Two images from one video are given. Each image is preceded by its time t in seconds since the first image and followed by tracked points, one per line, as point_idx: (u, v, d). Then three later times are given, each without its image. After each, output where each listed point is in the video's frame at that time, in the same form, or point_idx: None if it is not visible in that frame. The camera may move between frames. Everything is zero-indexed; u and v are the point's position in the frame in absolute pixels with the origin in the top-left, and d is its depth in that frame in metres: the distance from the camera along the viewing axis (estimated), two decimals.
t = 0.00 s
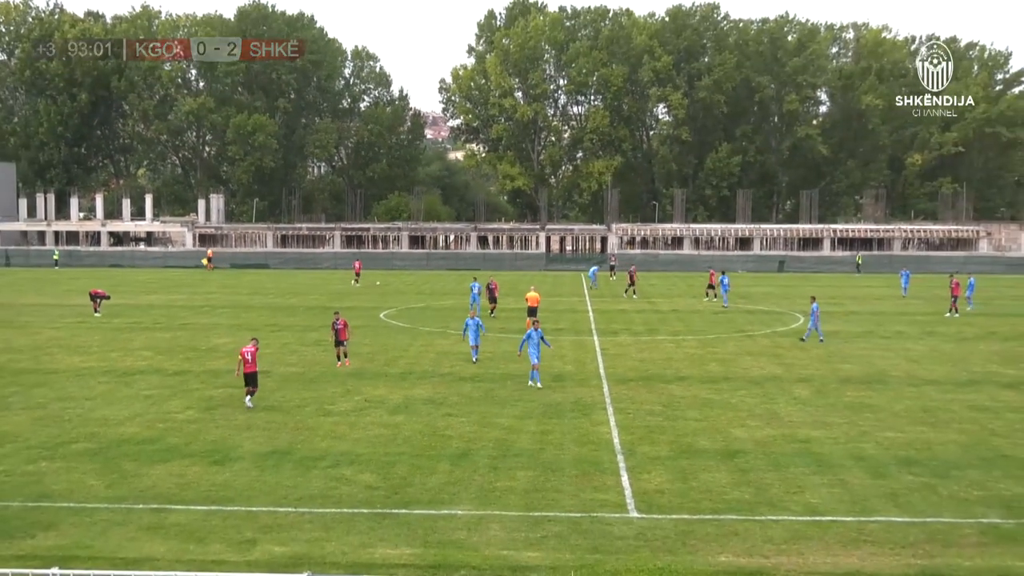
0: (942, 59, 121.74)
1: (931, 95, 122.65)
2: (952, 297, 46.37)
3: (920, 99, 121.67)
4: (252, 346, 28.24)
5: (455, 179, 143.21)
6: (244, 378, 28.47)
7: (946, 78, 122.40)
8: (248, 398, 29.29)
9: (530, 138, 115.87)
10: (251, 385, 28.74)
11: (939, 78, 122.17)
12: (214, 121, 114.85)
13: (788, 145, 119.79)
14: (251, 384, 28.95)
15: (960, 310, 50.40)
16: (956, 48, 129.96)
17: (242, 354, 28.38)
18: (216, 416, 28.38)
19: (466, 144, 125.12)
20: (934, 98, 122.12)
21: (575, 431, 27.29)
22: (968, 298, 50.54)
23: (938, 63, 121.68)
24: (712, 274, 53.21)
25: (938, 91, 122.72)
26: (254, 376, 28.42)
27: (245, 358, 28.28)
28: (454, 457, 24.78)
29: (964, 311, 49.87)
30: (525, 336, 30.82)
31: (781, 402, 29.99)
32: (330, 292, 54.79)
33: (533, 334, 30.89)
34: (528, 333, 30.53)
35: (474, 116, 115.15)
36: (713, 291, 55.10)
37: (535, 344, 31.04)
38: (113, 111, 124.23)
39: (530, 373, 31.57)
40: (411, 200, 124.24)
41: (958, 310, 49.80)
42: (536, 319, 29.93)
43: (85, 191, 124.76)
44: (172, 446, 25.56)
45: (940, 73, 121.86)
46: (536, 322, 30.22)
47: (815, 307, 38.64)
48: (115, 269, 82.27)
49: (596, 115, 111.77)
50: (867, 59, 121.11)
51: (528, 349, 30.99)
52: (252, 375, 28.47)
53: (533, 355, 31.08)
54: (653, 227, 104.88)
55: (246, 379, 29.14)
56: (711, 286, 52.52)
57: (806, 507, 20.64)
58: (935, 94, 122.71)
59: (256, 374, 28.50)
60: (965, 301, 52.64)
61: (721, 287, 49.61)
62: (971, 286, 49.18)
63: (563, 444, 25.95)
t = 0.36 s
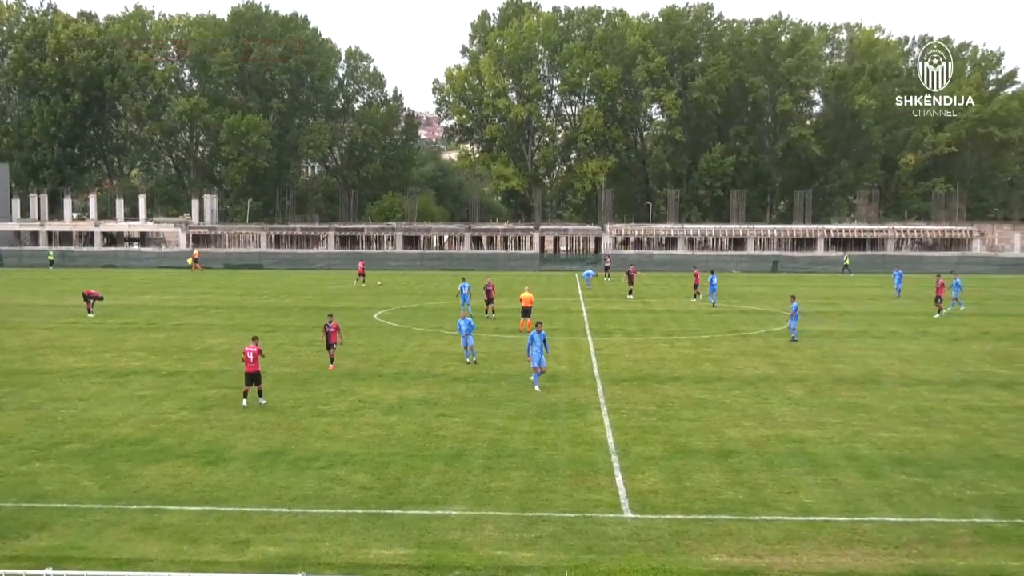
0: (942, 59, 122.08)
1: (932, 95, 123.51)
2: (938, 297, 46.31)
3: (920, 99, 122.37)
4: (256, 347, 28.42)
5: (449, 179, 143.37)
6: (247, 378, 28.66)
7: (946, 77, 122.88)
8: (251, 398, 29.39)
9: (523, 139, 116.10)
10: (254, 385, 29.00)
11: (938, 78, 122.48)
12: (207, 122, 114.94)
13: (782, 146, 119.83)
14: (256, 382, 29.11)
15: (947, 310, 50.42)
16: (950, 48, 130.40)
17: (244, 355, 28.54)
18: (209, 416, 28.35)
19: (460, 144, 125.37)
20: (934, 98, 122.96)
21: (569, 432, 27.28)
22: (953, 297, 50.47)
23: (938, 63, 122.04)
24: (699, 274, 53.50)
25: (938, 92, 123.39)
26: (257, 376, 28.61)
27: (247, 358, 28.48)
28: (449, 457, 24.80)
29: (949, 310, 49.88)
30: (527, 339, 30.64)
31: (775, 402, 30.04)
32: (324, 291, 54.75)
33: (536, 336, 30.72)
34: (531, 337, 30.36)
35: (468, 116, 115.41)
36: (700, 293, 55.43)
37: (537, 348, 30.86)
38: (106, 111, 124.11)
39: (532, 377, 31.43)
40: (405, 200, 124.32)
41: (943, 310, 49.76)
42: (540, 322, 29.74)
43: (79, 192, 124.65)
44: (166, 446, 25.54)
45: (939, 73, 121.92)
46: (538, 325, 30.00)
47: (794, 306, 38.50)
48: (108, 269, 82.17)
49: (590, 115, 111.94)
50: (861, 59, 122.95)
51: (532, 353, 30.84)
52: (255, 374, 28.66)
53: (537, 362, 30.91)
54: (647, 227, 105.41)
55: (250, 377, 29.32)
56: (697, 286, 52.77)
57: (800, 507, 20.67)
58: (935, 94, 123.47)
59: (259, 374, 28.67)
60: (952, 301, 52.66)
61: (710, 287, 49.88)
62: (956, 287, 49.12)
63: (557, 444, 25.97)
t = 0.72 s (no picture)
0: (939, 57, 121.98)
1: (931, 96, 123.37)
2: (932, 297, 46.32)
3: (921, 99, 122.83)
4: (266, 344, 28.79)
5: (450, 179, 143.60)
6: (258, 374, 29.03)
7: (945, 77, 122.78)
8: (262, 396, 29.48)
9: (525, 138, 116.14)
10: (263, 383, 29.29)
11: (938, 79, 123.93)
12: (209, 122, 115.12)
13: (783, 145, 119.82)
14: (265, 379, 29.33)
15: (943, 309, 50.45)
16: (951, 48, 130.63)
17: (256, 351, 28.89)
18: (210, 416, 28.33)
19: (461, 144, 125.43)
20: (935, 98, 123.40)
21: (570, 432, 27.27)
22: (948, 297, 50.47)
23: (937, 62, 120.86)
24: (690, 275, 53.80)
25: (937, 93, 123.48)
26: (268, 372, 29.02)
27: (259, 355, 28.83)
28: (450, 457, 24.79)
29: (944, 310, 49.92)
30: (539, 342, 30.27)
31: (776, 402, 30.05)
32: (325, 291, 54.77)
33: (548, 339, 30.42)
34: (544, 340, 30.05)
35: (469, 116, 115.55)
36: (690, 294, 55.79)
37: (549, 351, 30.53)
38: (107, 111, 124.12)
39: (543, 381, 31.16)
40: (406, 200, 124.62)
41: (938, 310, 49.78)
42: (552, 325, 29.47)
43: (80, 191, 124.63)
44: (167, 446, 25.53)
45: (940, 73, 123.46)
46: (551, 327, 29.73)
47: (783, 306, 38.50)
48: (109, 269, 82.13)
49: (591, 115, 111.94)
50: (863, 59, 122.76)
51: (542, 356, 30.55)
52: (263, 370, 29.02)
53: (549, 360, 30.33)
54: (648, 227, 105.39)
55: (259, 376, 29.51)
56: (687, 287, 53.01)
57: (801, 507, 20.66)
58: (934, 95, 123.42)
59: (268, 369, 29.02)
60: (948, 301, 52.72)
61: (704, 287, 50.11)
62: (951, 287, 49.15)
63: (558, 445, 25.98)
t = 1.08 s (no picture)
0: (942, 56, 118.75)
1: (931, 96, 123.67)
2: (914, 296, 46.50)
3: (919, 99, 123.15)
4: (262, 340, 29.20)
5: (443, 177, 143.77)
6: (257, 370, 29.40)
7: (944, 76, 122.28)
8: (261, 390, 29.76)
9: (517, 137, 116.17)
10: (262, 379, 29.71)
11: (938, 78, 122.34)
12: (200, 120, 115.04)
13: (776, 144, 120.04)
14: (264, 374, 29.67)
15: (928, 308, 50.64)
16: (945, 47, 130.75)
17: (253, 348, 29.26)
18: (202, 415, 28.27)
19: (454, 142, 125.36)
20: (934, 98, 123.90)
21: (562, 430, 27.26)
22: (931, 295, 50.71)
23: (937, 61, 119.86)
24: (672, 274, 54.11)
25: (938, 93, 123.91)
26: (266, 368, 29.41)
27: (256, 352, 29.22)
28: (442, 455, 24.76)
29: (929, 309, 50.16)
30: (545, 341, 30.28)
31: (767, 400, 30.10)
32: (316, 289, 54.76)
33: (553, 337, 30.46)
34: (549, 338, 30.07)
35: (462, 114, 115.61)
36: (672, 291, 56.37)
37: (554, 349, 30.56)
38: (98, 108, 123.91)
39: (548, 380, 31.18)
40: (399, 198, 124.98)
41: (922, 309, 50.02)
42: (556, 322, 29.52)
43: (71, 189, 124.32)
44: (159, 445, 25.48)
45: (940, 72, 121.49)
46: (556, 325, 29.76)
47: (759, 303, 38.47)
48: (100, 266, 81.95)
49: (584, 113, 111.88)
50: (854, 57, 122.26)
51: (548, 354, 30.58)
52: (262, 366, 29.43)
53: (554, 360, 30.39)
54: (641, 225, 105.42)
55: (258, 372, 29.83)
56: (670, 284, 53.30)
57: (793, 505, 20.69)
58: (934, 95, 123.75)
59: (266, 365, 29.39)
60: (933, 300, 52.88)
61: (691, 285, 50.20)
62: (934, 285, 49.38)
63: (551, 443, 25.97)
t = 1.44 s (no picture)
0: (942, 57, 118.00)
1: (930, 96, 123.64)
2: (904, 296, 46.60)
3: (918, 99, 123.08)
4: (265, 337, 29.48)
5: (440, 175, 143.83)
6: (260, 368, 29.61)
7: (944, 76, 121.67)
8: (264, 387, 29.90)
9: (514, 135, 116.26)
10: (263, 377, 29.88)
11: (938, 78, 122.74)
12: (198, 118, 115.15)
13: (773, 143, 120.14)
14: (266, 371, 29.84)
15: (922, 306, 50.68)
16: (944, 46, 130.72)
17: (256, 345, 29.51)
18: (200, 414, 28.25)
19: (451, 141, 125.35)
20: (934, 98, 123.87)
21: (560, 428, 27.27)
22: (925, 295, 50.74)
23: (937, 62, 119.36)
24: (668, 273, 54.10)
25: (936, 92, 123.28)
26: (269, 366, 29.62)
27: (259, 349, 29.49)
28: (440, 454, 24.75)
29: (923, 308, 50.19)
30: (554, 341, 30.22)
31: (765, 399, 30.10)
32: (313, 288, 54.71)
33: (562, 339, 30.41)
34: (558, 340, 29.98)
35: (459, 113, 115.73)
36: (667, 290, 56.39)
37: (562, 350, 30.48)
38: (96, 107, 123.90)
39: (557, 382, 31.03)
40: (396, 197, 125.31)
41: (915, 308, 50.07)
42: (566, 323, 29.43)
43: (68, 188, 124.33)
44: (157, 444, 25.46)
45: (939, 73, 122.17)
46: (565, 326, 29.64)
47: (744, 302, 38.39)
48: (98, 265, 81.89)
49: (581, 112, 111.95)
50: (851, 56, 122.39)
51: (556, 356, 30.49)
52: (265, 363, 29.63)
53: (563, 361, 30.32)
54: (637, 224, 105.52)
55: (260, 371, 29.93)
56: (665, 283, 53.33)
57: (791, 504, 20.69)
58: (932, 95, 123.51)
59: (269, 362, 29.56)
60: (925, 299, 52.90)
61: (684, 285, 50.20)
62: (926, 284, 49.42)
63: (548, 441, 25.97)
